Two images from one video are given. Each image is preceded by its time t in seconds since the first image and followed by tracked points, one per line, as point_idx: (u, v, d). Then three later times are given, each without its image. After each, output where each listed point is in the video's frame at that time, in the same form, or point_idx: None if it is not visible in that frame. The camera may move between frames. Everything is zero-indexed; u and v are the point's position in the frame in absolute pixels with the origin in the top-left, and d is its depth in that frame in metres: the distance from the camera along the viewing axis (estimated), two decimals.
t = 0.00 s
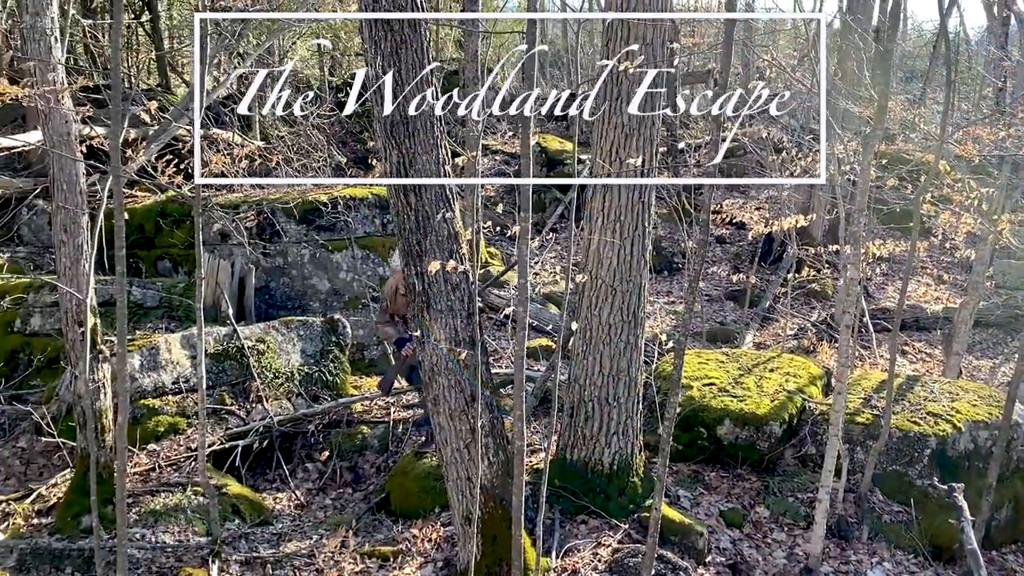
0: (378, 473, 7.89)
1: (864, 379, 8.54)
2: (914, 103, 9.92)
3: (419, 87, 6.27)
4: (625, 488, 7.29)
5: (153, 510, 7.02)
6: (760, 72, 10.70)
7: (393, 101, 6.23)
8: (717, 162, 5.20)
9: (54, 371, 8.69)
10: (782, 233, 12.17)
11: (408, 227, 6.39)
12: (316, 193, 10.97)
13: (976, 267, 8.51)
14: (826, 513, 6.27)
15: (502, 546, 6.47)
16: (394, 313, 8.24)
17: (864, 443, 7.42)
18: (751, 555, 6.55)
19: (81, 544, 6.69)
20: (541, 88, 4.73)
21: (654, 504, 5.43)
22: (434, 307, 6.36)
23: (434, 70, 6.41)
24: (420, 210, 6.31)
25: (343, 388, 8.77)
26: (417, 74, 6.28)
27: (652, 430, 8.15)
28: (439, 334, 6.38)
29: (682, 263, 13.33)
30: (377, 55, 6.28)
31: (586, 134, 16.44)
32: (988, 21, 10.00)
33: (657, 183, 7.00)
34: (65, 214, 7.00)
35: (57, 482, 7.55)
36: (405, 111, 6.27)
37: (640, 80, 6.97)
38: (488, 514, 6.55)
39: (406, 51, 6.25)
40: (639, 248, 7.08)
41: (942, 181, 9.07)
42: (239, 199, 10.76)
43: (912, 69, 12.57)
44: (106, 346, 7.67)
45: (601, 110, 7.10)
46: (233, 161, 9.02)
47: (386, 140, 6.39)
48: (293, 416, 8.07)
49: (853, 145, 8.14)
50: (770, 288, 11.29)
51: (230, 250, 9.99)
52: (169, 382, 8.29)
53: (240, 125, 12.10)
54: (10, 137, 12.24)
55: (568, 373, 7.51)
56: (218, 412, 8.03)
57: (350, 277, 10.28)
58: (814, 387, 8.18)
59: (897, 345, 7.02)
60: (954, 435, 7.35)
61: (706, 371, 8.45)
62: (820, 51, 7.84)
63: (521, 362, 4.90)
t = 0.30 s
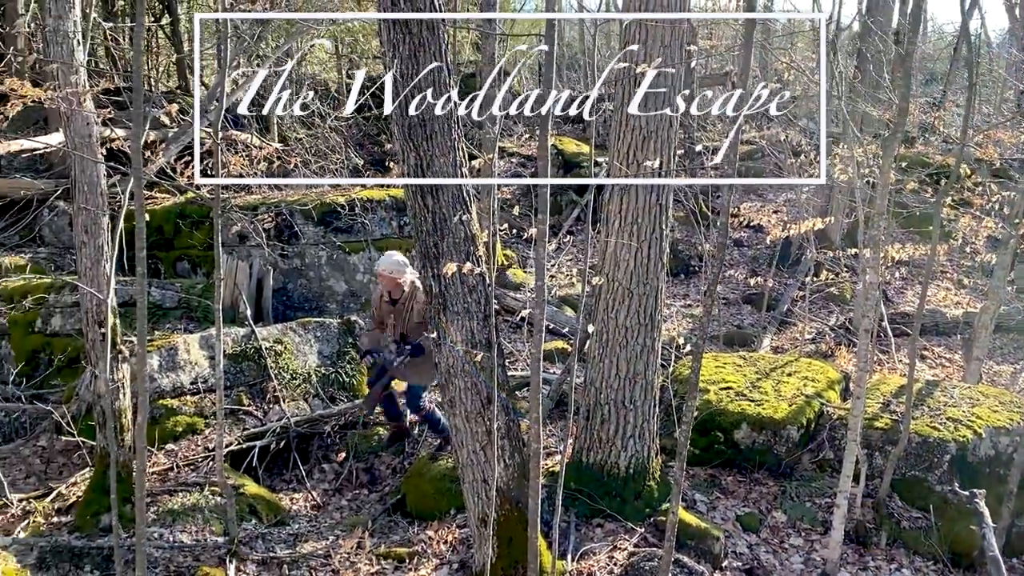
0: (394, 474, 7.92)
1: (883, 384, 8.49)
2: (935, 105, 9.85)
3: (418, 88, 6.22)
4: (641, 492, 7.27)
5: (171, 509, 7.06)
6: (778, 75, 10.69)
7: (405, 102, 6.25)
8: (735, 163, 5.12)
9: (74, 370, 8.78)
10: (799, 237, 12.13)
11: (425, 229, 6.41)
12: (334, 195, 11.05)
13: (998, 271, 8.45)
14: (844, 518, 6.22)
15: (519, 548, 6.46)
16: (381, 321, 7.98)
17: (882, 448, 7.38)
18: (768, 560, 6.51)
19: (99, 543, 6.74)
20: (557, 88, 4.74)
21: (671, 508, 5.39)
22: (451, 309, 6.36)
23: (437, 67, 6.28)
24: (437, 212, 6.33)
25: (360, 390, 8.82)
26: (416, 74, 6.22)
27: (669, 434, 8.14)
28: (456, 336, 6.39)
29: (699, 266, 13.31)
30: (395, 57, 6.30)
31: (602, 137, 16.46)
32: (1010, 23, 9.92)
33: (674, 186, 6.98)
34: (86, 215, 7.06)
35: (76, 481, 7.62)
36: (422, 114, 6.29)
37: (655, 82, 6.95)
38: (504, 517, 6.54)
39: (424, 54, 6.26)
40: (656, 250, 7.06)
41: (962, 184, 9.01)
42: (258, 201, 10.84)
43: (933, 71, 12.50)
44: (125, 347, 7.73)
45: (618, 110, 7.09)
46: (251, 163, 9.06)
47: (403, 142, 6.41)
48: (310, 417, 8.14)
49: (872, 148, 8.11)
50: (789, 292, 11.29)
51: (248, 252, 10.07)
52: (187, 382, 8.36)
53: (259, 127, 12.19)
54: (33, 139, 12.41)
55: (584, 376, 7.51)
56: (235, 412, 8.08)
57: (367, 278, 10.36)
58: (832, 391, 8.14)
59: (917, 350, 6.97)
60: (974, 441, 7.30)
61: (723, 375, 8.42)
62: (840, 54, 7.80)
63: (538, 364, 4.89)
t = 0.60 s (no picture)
0: (412, 475, 7.96)
1: (904, 388, 8.45)
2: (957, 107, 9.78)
3: (423, 86, 6.26)
4: (659, 495, 7.24)
5: (190, 508, 7.11)
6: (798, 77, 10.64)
7: (424, 103, 6.27)
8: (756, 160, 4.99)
9: (96, 369, 8.87)
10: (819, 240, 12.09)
11: (443, 231, 6.41)
12: (352, 197, 11.13)
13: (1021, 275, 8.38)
14: (863, 524, 6.17)
15: (536, 550, 6.46)
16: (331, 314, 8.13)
17: (903, 453, 7.35)
18: (787, 565, 6.46)
19: (120, 542, 6.79)
20: (576, 89, 4.72)
21: (690, 511, 5.35)
22: (469, 310, 6.36)
23: (447, 66, 6.28)
24: (455, 213, 6.34)
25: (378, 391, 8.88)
26: (420, 73, 6.25)
27: (687, 437, 8.13)
28: (474, 337, 6.39)
29: (718, 269, 13.27)
30: (415, 59, 6.32)
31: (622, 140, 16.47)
32: None
33: (694, 188, 6.95)
34: (108, 216, 7.11)
35: (98, 480, 7.69)
36: (442, 116, 6.30)
37: (673, 84, 6.92)
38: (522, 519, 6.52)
39: (444, 56, 6.27)
40: (676, 253, 7.03)
41: (985, 186, 8.92)
42: (277, 203, 10.93)
43: (955, 73, 12.41)
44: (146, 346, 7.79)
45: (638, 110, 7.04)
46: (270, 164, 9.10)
47: (422, 144, 6.42)
48: (328, 418, 8.19)
49: (894, 150, 8.06)
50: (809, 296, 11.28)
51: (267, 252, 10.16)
52: (207, 382, 8.45)
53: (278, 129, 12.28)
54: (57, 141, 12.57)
55: (602, 379, 7.50)
56: (255, 412, 8.14)
57: (386, 280, 10.47)
58: (853, 395, 8.10)
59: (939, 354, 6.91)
60: (997, 447, 7.28)
61: (742, 378, 8.39)
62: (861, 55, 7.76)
63: (556, 366, 4.87)
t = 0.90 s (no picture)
0: (431, 475, 7.99)
1: (927, 392, 8.41)
2: (982, 107, 9.68)
3: (445, 87, 6.28)
4: (678, 498, 7.22)
5: (211, 506, 7.17)
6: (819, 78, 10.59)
7: (445, 105, 6.29)
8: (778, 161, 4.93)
9: (119, 368, 8.97)
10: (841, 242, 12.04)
11: (464, 232, 6.42)
12: (373, 198, 11.19)
13: None
14: (886, 528, 6.10)
15: (555, 552, 6.45)
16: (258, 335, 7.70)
17: (926, 457, 7.31)
18: (808, 569, 6.41)
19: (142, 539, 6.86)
20: (597, 91, 4.71)
21: (711, 514, 5.32)
22: (489, 312, 6.36)
23: (469, 68, 6.29)
24: (476, 215, 6.35)
25: (397, 391, 8.92)
26: (442, 74, 6.27)
27: (707, 439, 8.12)
28: (493, 338, 6.38)
29: (739, 271, 13.24)
30: (436, 60, 6.34)
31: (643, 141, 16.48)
32: None
33: (716, 190, 6.93)
34: (133, 216, 7.18)
35: (121, 477, 7.78)
36: (462, 117, 6.31)
37: (694, 84, 6.90)
38: (540, 520, 6.51)
39: (466, 57, 6.28)
40: (697, 255, 7.01)
41: (1009, 188, 8.82)
42: (299, 203, 11.01)
43: (979, 73, 12.31)
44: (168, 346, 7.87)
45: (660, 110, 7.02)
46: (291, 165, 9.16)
47: (443, 145, 6.43)
48: (348, 418, 8.22)
49: (919, 152, 8.00)
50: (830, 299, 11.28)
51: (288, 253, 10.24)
52: (228, 381, 8.52)
53: (299, 131, 12.38)
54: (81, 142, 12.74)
55: (621, 380, 7.49)
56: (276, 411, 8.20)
57: (406, 281, 10.53)
58: (875, 399, 8.07)
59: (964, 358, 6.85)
60: None
61: (763, 381, 8.35)
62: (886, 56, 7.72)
63: (576, 368, 4.84)
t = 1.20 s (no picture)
0: (450, 475, 8.01)
1: (952, 396, 8.33)
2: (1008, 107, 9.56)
3: (467, 88, 6.28)
4: (699, 500, 7.19)
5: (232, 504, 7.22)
6: (841, 78, 10.52)
7: (467, 106, 6.29)
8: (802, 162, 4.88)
9: (142, 366, 9.07)
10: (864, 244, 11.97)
11: (485, 233, 6.42)
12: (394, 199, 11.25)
13: None
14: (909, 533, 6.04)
15: (575, 554, 6.43)
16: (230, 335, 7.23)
17: (951, 462, 7.25)
18: (830, 574, 6.36)
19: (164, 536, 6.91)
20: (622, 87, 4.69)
21: (733, 517, 5.29)
22: (509, 313, 6.35)
23: (491, 68, 6.28)
24: (497, 215, 6.34)
25: (417, 391, 8.96)
26: (463, 75, 6.28)
27: (728, 442, 8.09)
28: (514, 339, 6.37)
29: (760, 273, 13.20)
30: (459, 62, 6.35)
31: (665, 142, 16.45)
32: None
33: (739, 191, 6.90)
34: (157, 216, 7.24)
35: (143, 475, 7.86)
36: (484, 117, 6.31)
37: (718, 85, 6.87)
38: (560, 521, 6.50)
39: (487, 58, 6.28)
40: (719, 256, 6.98)
41: None
42: (320, 204, 11.07)
43: (1005, 72, 12.17)
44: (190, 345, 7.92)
45: (682, 110, 7.00)
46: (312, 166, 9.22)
47: (464, 145, 6.43)
48: (368, 418, 8.27)
49: (944, 153, 7.93)
50: (853, 301, 11.24)
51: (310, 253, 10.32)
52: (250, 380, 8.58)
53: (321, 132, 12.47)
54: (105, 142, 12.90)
55: (642, 382, 7.47)
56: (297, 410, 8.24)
57: (426, 281, 10.57)
58: (898, 402, 8.03)
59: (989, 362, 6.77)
60: None
61: (785, 383, 8.31)
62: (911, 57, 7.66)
63: (598, 369, 4.82)
